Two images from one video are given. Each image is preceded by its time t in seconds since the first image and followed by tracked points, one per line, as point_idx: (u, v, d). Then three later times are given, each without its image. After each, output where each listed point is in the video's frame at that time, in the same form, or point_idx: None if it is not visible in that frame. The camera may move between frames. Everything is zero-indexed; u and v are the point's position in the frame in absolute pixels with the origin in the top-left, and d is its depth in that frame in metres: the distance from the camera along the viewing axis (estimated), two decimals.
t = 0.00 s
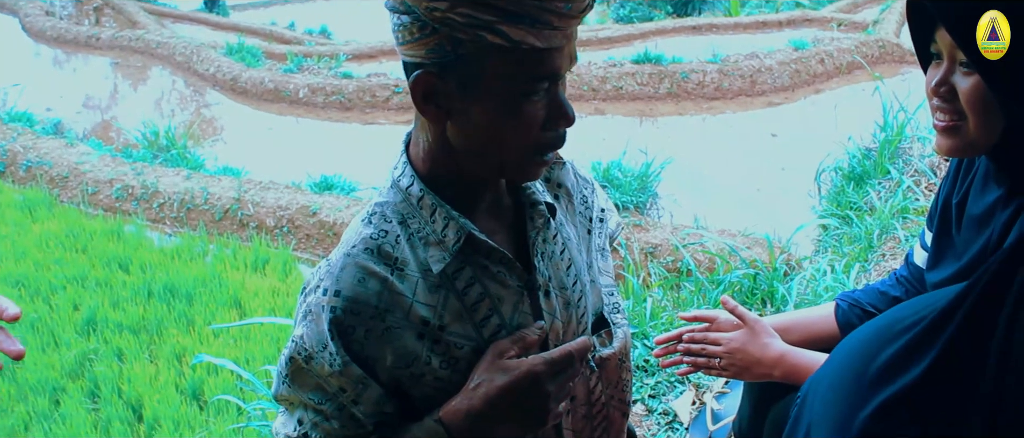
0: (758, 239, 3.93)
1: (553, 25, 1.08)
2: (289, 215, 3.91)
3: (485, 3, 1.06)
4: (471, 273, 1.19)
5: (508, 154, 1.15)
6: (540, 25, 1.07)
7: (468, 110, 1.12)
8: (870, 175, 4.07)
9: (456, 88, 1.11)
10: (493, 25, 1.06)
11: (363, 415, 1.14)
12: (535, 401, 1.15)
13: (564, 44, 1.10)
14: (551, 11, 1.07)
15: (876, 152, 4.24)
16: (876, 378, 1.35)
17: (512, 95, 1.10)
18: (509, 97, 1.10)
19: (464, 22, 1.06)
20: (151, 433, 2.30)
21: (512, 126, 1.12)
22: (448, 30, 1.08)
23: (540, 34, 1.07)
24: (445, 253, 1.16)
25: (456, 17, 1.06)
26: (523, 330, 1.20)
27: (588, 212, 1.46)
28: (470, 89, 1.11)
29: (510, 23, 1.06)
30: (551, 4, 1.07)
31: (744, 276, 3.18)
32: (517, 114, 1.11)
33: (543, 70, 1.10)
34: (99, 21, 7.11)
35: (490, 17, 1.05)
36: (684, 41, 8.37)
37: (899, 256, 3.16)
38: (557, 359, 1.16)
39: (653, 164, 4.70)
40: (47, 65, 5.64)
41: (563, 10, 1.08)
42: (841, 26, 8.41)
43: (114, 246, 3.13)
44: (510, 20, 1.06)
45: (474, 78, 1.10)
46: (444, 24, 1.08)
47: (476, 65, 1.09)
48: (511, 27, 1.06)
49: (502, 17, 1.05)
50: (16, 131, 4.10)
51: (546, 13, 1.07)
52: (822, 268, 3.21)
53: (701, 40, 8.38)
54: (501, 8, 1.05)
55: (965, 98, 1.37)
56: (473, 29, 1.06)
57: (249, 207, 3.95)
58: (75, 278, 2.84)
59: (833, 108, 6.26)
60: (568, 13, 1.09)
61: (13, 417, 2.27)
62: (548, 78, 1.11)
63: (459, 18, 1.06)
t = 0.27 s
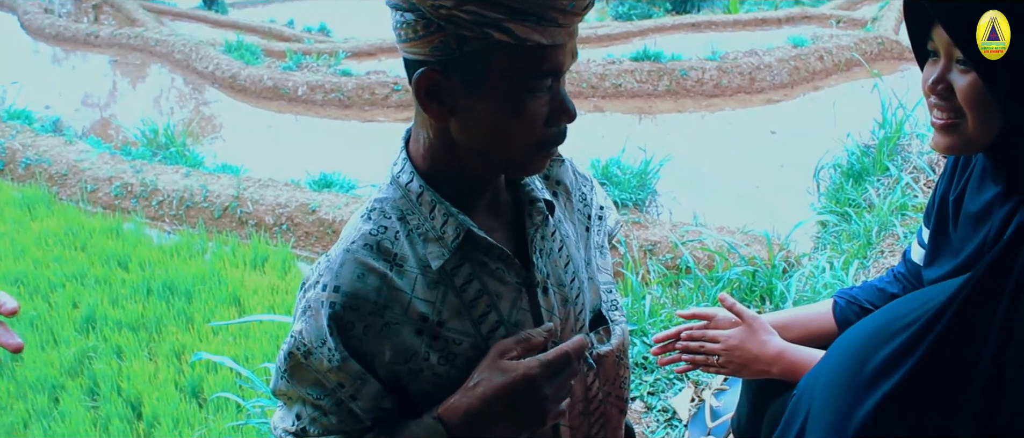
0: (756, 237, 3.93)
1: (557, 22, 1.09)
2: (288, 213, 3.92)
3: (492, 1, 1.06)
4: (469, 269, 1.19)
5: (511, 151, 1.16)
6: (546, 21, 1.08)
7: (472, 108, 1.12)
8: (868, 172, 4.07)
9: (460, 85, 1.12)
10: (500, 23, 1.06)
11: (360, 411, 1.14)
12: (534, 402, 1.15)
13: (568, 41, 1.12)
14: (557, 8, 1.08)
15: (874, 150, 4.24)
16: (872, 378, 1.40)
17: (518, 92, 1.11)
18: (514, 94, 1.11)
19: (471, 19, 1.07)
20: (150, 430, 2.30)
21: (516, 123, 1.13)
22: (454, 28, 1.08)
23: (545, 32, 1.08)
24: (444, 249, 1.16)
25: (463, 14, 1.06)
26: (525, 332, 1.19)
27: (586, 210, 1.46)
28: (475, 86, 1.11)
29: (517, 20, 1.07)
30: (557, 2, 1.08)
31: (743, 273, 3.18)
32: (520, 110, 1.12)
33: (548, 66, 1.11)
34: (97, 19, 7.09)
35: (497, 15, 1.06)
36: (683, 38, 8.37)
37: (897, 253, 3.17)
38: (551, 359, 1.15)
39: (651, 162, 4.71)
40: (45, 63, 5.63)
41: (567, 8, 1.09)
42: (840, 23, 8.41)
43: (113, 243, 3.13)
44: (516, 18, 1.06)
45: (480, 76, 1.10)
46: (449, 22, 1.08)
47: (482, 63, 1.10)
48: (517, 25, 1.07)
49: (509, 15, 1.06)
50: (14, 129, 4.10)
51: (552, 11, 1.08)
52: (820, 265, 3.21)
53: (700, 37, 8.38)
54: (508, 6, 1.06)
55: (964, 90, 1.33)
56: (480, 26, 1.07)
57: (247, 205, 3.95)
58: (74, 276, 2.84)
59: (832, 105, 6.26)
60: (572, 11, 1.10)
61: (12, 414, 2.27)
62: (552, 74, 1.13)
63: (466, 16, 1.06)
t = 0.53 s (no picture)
0: (754, 238, 3.93)
1: (568, 19, 1.10)
2: (286, 212, 3.92)
3: None
4: (467, 270, 1.19)
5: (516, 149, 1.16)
6: (557, 18, 1.08)
7: (481, 107, 1.13)
8: (867, 174, 4.07)
9: (470, 83, 1.12)
10: (514, 20, 1.07)
11: (357, 411, 1.14)
12: (524, 407, 1.14)
13: (574, 38, 1.13)
14: (567, 5, 1.09)
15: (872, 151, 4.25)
16: (864, 377, 1.28)
17: (527, 90, 1.12)
18: (522, 92, 1.11)
19: (485, 17, 1.07)
20: (147, 429, 2.30)
21: (523, 121, 1.13)
22: (467, 26, 1.08)
23: (556, 28, 1.09)
24: (442, 250, 1.17)
25: (478, 11, 1.06)
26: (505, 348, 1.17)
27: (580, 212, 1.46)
28: (485, 84, 1.11)
29: (530, 16, 1.07)
30: None
31: (741, 274, 3.18)
32: (528, 108, 1.12)
33: (556, 63, 1.12)
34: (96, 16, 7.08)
35: (512, 12, 1.06)
36: (683, 38, 8.37)
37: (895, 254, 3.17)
38: (540, 369, 1.13)
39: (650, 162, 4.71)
40: (43, 60, 5.62)
41: (576, 4, 1.10)
42: (839, 24, 8.42)
43: (111, 241, 3.13)
44: (529, 14, 1.07)
45: (491, 74, 1.11)
46: (462, 20, 1.07)
47: (494, 61, 1.10)
48: (532, 21, 1.07)
49: (524, 11, 1.06)
50: (13, 126, 4.09)
51: (564, 8, 1.09)
52: (818, 266, 3.22)
53: (699, 37, 8.38)
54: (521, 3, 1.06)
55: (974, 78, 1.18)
56: (494, 24, 1.07)
57: (246, 204, 3.96)
58: (72, 273, 2.84)
59: (830, 106, 6.26)
60: (581, 7, 1.11)
61: (9, 412, 2.27)
62: (558, 72, 1.13)
63: (481, 13, 1.06)
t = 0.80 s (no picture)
0: (753, 245, 3.93)
1: (565, 24, 1.11)
2: (284, 217, 3.93)
3: (503, 5, 1.06)
4: (464, 277, 1.19)
5: (514, 155, 1.16)
6: (554, 23, 1.09)
7: (481, 114, 1.13)
8: (865, 181, 4.08)
9: (468, 90, 1.12)
10: (512, 26, 1.07)
11: (354, 418, 1.13)
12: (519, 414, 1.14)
13: (570, 43, 1.13)
14: (564, 10, 1.10)
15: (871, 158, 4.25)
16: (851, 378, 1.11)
17: (525, 96, 1.12)
18: (520, 98, 1.12)
19: (483, 25, 1.07)
20: (144, 434, 2.30)
21: (522, 127, 1.13)
22: (466, 34, 1.08)
23: (553, 34, 1.10)
24: (439, 257, 1.16)
25: (476, 19, 1.06)
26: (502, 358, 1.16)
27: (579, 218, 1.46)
28: (483, 91, 1.12)
29: (527, 23, 1.07)
30: (565, 4, 1.10)
31: (739, 282, 3.18)
32: (526, 113, 1.13)
33: (553, 68, 1.12)
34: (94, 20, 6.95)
35: (509, 18, 1.06)
36: (681, 45, 8.39)
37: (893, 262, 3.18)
38: (535, 379, 1.13)
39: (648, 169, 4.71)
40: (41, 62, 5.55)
41: (572, 9, 1.11)
42: (837, 30, 8.43)
43: (109, 246, 3.13)
44: (527, 20, 1.07)
45: (490, 81, 1.11)
46: (461, 28, 1.07)
47: (492, 69, 1.10)
48: (529, 28, 1.07)
49: (521, 17, 1.07)
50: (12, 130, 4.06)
51: (561, 13, 1.09)
52: (816, 274, 3.22)
53: (697, 44, 8.39)
54: (518, 10, 1.07)
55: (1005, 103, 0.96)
56: (492, 31, 1.07)
57: (244, 210, 3.97)
58: (69, 278, 2.83)
59: (828, 113, 6.27)
60: (577, 12, 1.12)
61: (5, 416, 2.25)
62: (555, 77, 1.14)
63: (479, 21, 1.06)
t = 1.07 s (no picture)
0: (753, 247, 3.93)
1: (564, 30, 1.11)
2: (284, 219, 3.92)
3: (503, 9, 1.06)
4: (463, 279, 1.19)
5: (514, 158, 1.16)
6: (553, 28, 1.09)
7: (479, 118, 1.13)
8: (864, 183, 4.08)
9: (468, 93, 1.12)
10: (511, 31, 1.07)
11: (353, 421, 1.13)
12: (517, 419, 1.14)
13: (569, 48, 1.14)
14: (563, 16, 1.10)
15: (870, 161, 4.25)
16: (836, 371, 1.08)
17: (524, 101, 1.12)
18: (520, 101, 1.12)
19: (483, 29, 1.07)
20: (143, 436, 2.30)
21: (521, 131, 1.13)
22: (465, 38, 1.08)
23: (552, 40, 1.10)
24: (438, 259, 1.17)
25: (475, 23, 1.06)
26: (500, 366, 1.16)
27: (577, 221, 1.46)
28: (483, 95, 1.12)
29: (526, 28, 1.07)
30: (564, 11, 1.10)
31: (738, 284, 3.18)
32: (526, 117, 1.13)
33: (553, 73, 1.13)
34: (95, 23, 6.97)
35: (508, 23, 1.06)
36: (680, 47, 8.40)
37: (893, 265, 3.18)
38: (535, 384, 1.13)
39: (647, 171, 4.72)
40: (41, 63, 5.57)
41: (572, 15, 1.11)
42: (836, 33, 8.45)
43: (108, 248, 3.12)
44: (526, 25, 1.07)
45: (489, 85, 1.11)
46: (460, 32, 1.08)
47: (491, 73, 1.10)
48: (528, 33, 1.07)
49: (520, 22, 1.07)
50: (11, 132, 4.03)
51: (560, 19, 1.10)
52: (816, 276, 3.22)
53: (697, 47, 8.39)
54: (518, 15, 1.07)
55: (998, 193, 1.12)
56: (491, 35, 1.07)
57: (244, 211, 3.96)
58: (69, 280, 2.82)
59: (828, 116, 6.27)
60: (576, 18, 1.12)
61: (3, 418, 2.25)
62: (555, 81, 1.14)
63: (478, 25, 1.06)
